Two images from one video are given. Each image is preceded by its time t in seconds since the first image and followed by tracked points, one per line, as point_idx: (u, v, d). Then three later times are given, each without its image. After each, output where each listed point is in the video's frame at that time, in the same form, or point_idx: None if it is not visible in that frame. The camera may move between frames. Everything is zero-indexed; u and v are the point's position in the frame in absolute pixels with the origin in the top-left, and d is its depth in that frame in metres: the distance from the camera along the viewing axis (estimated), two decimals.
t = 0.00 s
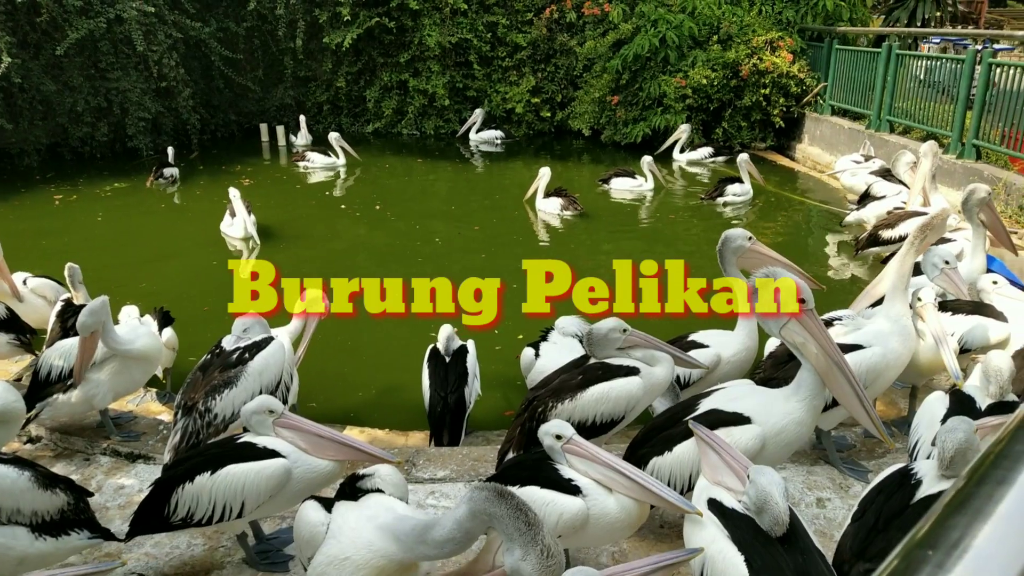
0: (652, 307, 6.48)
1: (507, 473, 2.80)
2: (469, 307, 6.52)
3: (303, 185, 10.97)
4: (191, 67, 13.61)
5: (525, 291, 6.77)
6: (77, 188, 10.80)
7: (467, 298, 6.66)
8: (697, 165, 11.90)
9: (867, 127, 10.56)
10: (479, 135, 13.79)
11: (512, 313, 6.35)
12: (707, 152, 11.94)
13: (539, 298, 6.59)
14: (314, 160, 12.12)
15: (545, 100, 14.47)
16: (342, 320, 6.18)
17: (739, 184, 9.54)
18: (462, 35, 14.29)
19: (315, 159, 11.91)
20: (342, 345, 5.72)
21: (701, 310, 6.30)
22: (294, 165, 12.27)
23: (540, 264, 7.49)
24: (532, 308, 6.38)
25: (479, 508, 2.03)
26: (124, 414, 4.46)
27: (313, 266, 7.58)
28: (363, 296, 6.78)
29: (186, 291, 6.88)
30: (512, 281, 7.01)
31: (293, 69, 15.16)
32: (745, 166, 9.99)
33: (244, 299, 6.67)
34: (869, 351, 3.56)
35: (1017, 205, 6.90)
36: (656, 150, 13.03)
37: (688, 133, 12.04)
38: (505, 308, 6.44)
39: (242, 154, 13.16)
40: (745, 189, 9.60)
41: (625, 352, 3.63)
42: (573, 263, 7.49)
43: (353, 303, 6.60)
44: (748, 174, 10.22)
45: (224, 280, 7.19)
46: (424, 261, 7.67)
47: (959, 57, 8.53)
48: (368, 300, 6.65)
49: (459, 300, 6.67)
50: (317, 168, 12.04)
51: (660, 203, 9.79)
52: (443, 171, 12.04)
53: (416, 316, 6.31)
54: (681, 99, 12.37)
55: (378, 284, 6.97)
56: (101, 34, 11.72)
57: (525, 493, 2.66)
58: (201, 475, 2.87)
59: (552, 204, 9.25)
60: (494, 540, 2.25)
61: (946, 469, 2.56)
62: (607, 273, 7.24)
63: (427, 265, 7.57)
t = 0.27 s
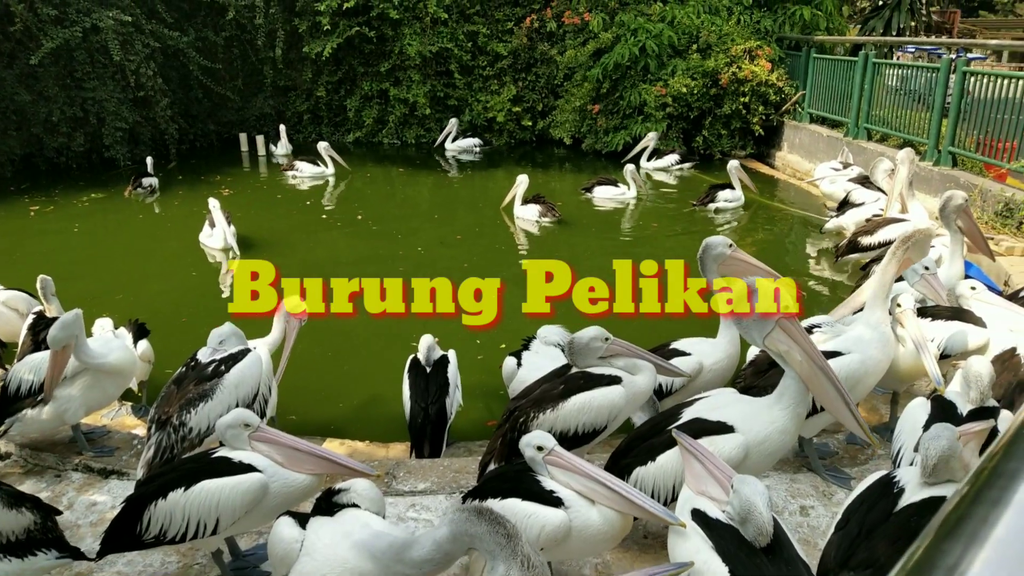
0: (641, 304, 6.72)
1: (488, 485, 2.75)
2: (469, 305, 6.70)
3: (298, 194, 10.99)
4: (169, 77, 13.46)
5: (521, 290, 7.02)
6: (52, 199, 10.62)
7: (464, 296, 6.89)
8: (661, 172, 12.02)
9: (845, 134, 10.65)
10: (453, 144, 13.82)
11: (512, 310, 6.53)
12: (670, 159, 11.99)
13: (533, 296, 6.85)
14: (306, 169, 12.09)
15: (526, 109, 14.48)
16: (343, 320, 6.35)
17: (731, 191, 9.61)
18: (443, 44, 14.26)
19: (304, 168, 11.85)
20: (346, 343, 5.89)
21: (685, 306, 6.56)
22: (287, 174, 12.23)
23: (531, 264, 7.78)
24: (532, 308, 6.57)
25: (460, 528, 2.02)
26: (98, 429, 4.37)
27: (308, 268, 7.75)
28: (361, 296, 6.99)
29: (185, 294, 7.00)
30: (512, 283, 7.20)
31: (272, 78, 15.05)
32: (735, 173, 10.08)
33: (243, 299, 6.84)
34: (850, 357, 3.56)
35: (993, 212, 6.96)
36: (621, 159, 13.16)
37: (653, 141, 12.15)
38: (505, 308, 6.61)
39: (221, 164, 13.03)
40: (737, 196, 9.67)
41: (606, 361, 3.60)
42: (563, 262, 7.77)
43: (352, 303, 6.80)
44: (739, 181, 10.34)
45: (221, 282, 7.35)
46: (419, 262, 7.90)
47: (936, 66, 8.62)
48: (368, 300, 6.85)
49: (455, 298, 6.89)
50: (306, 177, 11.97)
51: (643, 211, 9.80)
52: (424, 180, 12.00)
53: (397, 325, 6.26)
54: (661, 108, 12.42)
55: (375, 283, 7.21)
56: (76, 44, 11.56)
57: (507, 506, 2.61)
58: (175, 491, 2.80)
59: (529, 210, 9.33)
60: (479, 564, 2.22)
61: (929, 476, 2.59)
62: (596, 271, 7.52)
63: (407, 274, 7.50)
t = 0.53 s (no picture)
0: (637, 302, 6.96)
1: (467, 499, 2.73)
2: (467, 305, 6.90)
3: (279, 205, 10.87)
4: (141, 88, 13.30)
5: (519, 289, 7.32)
6: (21, 212, 10.41)
7: (464, 294, 7.20)
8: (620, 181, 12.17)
9: (817, 144, 10.79)
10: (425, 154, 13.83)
11: (510, 309, 6.74)
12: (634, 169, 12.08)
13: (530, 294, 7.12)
14: (290, 180, 12.05)
15: (502, 120, 14.52)
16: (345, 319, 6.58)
17: (717, 199, 9.66)
18: (418, 56, 14.26)
19: (290, 179, 11.79)
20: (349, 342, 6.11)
21: (675, 303, 6.80)
22: (270, 185, 12.19)
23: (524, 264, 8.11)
24: (531, 306, 6.77)
25: (438, 544, 2.01)
26: (67, 446, 4.27)
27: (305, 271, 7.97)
28: (358, 296, 7.22)
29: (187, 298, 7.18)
30: (512, 283, 7.43)
31: (247, 90, 14.92)
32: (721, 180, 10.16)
33: (244, 300, 7.07)
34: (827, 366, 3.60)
35: (962, 220, 7.08)
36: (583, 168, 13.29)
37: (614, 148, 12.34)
38: (503, 306, 6.81)
39: (195, 176, 12.88)
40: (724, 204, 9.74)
41: (585, 371, 3.60)
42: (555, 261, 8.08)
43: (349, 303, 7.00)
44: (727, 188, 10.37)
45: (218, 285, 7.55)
46: (416, 264, 8.17)
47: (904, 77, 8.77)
48: (368, 300, 7.08)
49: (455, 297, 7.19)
50: (290, 188, 11.91)
51: (621, 221, 9.84)
52: (401, 191, 11.96)
53: (375, 336, 6.21)
54: (636, 119, 12.50)
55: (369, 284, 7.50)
56: (46, 55, 11.37)
57: (486, 519, 2.59)
58: (147, 509, 2.73)
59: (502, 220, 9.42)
60: None
61: (905, 482, 2.61)
62: (591, 271, 7.81)
63: (383, 285, 7.43)
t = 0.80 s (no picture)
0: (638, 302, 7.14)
1: (449, 506, 2.73)
2: (467, 304, 7.13)
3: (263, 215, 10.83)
4: (108, 99, 13.10)
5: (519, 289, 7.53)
6: None
7: (463, 295, 7.39)
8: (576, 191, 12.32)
9: (786, 152, 10.97)
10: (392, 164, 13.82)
11: (508, 308, 6.97)
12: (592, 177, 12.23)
13: (531, 294, 7.33)
14: (270, 191, 11.98)
15: (474, 129, 14.56)
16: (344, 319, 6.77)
17: (698, 204, 9.82)
18: (390, 66, 14.23)
19: (270, 190, 11.73)
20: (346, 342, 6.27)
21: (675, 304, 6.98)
22: (250, 195, 12.11)
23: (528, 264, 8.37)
24: (532, 306, 6.96)
25: (424, 549, 2.00)
26: (39, 462, 4.19)
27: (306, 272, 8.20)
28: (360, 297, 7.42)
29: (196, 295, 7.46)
30: (513, 284, 7.66)
31: (216, 100, 14.77)
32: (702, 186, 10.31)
33: (248, 297, 7.30)
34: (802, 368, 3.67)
35: (927, 224, 7.24)
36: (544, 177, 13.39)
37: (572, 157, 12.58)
38: (503, 306, 7.02)
39: (164, 188, 12.70)
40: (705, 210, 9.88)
41: (564, 376, 3.63)
42: (558, 262, 8.34)
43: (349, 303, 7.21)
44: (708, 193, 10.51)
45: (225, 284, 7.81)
46: (420, 266, 8.36)
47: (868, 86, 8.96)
48: (370, 299, 7.32)
49: (455, 298, 7.39)
50: (271, 199, 11.86)
51: (596, 229, 9.90)
52: (374, 201, 11.90)
53: (352, 346, 6.18)
54: (607, 127, 12.58)
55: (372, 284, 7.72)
56: (10, 66, 11.14)
57: (468, 525, 2.60)
58: (125, 523, 2.69)
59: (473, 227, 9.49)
60: None
61: (880, 480, 2.67)
62: (591, 271, 8.06)
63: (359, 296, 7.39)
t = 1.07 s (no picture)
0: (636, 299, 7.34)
1: (426, 510, 2.75)
2: (465, 304, 7.32)
3: (239, 224, 10.74)
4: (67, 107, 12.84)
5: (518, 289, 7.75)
6: None
7: (463, 296, 7.60)
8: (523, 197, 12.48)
9: (748, 157, 11.19)
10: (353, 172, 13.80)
11: (507, 307, 7.14)
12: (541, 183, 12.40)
13: (531, 294, 7.54)
14: (243, 199, 11.93)
15: (441, 137, 14.61)
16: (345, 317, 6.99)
17: (672, 209, 10.00)
18: (355, 73, 14.19)
19: (243, 199, 11.66)
20: (329, 344, 6.33)
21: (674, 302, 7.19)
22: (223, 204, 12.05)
23: (528, 263, 8.65)
24: (532, 306, 7.13)
25: (404, 543, 2.02)
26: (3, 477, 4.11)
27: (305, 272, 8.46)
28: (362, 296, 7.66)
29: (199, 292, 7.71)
30: (513, 283, 7.86)
31: (179, 108, 14.56)
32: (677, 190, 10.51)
33: (247, 297, 7.49)
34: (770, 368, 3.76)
35: (885, 227, 7.44)
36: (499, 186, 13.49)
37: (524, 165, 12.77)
38: (501, 305, 7.20)
39: (125, 198, 12.48)
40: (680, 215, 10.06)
41: (537, 381, 3.67)
42: (558, 263, 8.63)
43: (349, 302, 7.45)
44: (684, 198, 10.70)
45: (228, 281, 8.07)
46: (404, 271, 8.49)
47: (827, 92, 9.18)
48: (369, 300, 7.53)
49: (455, 298, 7.61)
50: (246, 208, 11.78)
51: (565, 236, 9.98)
52: (341, 210, 11.84)
53: (322, 353, 6.16)
54: (573, 134, 12.69)
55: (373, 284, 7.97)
56: None
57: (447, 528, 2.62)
58: (98, 535, 2.64)
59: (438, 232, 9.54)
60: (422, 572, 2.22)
61: (846, 476, 2.75)
62: (590, 272, 8.30)
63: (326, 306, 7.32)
